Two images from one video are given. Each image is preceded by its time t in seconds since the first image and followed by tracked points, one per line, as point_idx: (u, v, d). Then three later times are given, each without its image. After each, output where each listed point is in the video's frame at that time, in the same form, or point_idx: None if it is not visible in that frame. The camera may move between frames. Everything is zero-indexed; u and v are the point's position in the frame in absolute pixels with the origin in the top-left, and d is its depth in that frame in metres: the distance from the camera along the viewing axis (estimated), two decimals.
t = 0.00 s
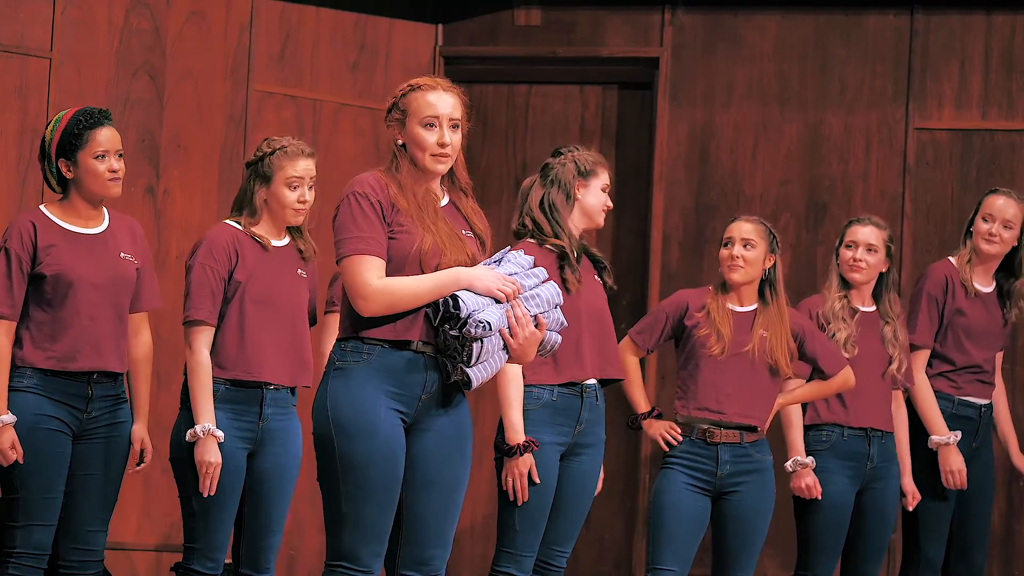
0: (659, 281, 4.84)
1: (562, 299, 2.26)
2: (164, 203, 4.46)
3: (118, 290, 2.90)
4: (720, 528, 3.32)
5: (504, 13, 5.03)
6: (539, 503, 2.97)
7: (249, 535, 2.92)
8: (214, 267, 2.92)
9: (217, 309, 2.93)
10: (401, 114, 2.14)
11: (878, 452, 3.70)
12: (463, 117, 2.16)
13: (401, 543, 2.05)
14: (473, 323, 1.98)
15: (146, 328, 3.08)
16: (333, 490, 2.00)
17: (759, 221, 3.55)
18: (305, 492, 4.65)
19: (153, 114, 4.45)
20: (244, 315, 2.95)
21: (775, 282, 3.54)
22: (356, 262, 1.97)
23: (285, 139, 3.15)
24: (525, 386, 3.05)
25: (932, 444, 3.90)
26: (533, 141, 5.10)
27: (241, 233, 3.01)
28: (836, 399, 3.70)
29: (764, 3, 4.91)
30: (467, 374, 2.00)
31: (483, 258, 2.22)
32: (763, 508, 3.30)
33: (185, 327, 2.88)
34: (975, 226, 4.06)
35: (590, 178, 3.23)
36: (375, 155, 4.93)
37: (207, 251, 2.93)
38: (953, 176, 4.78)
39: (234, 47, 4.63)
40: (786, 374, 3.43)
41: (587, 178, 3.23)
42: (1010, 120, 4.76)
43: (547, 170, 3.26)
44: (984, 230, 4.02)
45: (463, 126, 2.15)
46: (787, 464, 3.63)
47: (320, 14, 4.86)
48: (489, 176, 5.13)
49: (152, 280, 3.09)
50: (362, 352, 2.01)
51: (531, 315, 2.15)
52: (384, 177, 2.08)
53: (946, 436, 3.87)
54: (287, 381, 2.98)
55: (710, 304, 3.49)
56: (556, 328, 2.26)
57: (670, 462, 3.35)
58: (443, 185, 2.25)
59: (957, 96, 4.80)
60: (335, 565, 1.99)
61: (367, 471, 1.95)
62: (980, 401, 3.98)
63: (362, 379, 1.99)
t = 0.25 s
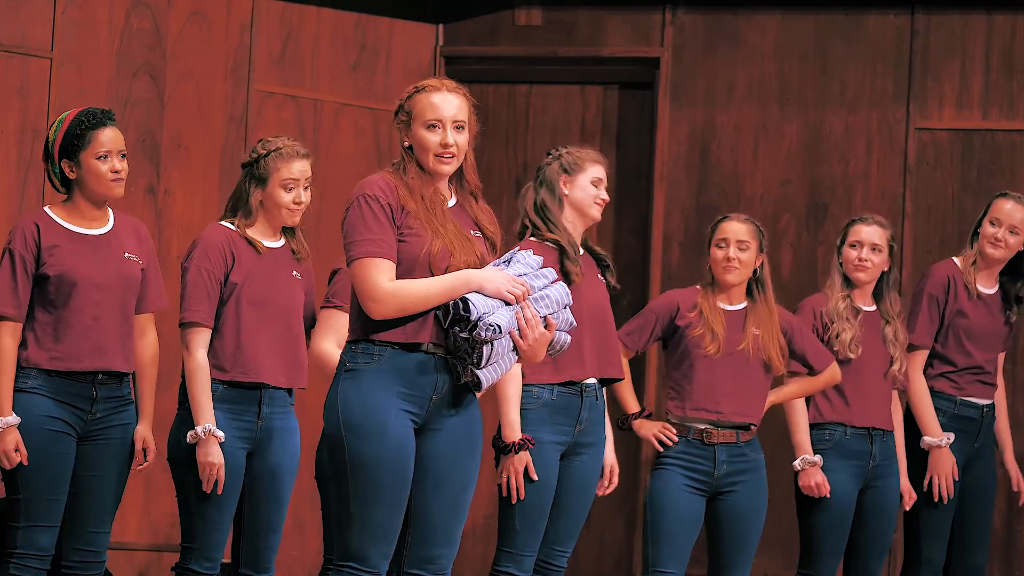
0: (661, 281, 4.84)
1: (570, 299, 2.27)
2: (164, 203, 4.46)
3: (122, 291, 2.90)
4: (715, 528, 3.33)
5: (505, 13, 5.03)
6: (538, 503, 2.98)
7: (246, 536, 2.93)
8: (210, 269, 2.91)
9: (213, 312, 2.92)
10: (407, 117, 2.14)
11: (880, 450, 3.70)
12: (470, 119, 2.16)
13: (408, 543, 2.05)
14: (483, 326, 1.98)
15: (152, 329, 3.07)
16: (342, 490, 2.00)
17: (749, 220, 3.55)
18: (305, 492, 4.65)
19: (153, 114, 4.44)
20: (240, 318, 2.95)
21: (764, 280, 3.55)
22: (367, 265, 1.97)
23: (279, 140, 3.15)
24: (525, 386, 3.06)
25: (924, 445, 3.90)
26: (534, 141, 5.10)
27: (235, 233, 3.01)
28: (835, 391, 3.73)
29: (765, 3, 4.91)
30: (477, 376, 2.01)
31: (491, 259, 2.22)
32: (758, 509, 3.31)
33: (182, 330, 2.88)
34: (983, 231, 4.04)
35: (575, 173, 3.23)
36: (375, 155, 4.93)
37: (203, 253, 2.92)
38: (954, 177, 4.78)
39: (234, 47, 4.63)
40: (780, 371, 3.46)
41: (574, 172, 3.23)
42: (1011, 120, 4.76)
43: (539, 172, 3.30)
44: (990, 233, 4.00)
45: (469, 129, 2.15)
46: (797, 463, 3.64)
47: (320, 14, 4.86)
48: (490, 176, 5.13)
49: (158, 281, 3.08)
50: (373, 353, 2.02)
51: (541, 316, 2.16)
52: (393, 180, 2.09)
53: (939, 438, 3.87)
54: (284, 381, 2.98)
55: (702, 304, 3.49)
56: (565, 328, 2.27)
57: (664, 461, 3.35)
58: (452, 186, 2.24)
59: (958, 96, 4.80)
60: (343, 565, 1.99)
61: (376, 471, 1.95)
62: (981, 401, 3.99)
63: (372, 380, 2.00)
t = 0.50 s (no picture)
0: (661, 281, 4.83)
1: (577, 293, 2.26)
2: (165, 203, 4.45)
3: (124, 291, 2.90)
4: (700, 527, 3.36)
5: (505, 13, 5.03)
6: (536, 501, 2.98)
7: (246, 536, 2.93)
8: (205, 271, 2.91)
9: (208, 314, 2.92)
10: (411, 121, 2.13)
11: (880, 450, 3.71)
12: (474, 127, 2.14)
13: (416, 543, 2.05)
14: (486, 319, 1.98)
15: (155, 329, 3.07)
16: (350, 490, 2.00)
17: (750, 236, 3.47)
18: (305, 493, 4.65)
19: (154, 114, 4.44)
20: (237, 319, 2.95)
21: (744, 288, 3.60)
22: (368, 265, 1.98)
23: (280, 141, 3.14)
24: (522, 384, 3.07)
25: (924, 446, 3.90)
26: (535, 141, 5.10)
27: (230, 235, 3.00)
28: (836, 391, 3.74)
29: (765, 3, 4.91)
30: (486, 371, 2.01)
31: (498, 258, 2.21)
32: (740, 510, 3.35)
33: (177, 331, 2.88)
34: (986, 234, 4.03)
35: (564, 176, 3.25)
36: (376, 155, 4.93)
37: (198, 255, 2.92)
38: (955, 177, 4.78)
39: (234, 47, 4.63)
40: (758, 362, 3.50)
41: (572, 167, 3.25)
42: (1011, 121, 4.76)
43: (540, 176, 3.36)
44: (993, 235, 3.99)
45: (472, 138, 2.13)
46: (800, 467, 3.65)
47: (320, 14, 4.86)
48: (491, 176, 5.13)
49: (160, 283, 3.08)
50: (382, 353, 2.02)
51: (547, 310, 2.16)
52: (394, 181, 2.09)
53: (938, 438, 3.87)
54: (282, 383, 2.98)
55: (689, 306, 3.48)
56: (574, 321, 2.27)
57: (649, 460, 3.36)
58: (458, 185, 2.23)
59: (958, 96, 4.80)
60: (350, 565, 1.99)
61: (385, 471, 1.95)
62: (984, 401, 3.98)
63: (381, 380, 2.00)
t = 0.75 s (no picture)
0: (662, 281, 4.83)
1: (576, 286, 2.25)
2: (165, 203, 4.45)
3: (125, 291, 2.90)
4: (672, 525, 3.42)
5: (505, 13, 5.03)
6: (530, 501, 2.98)
7: (247, 536, 2.93)
8: (202, 273, 2.91)
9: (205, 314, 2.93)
10: (432, 125, 2.10)
11: (878, 452, 3.72)
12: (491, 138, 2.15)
13: (418, 543, 2.05)
14: (481, 318, 1.97)
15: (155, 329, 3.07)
16: (352, 491, 2.00)
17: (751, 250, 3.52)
18: (305, 493, 4.65)
19: (154, 114, 4.44)
20: (234, 320, 2.95)
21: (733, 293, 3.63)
22: (366, 269, 1.99)
23: (276, 140, 3.12)
24: (514, 383, 3.07)
25: (924, 446, 3.90)
26: (535, 141, 5.10)
27: (227, 237, 3.01)
28: (838, 394, 3.73)
29: (765, 3, 4.91)
30: (487, 370, 2.00)
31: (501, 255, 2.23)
32: (711, 511, 3.43)
33: (172, 330, 2.89)
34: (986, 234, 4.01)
35: (568, 181, 3.26)
36: (376, 155, 4.93)
37: (195, 255, 2.93)
38: (955, 176, 4.78)
39: (235, 47, 4.63)
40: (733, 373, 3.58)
41: (575, 171, 3.26)
42: (1011, 121, 4.76)
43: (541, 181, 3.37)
44: (994, 232, 3.98)
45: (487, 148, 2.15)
46: (806, 471, 3.63)
47: (321, 14, 4.86)
48: (491, 176, 5.13)
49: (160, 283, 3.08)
50: (383, 353, 2.02)
51: (545, 305, 2.14)
52: (395, 185, 2.09)
53: (938, 438, 3.87)
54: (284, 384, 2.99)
55: (679, 312, 3.51)
56: (574, 315, 2.25)
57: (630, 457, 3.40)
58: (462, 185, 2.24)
59: (958, 96, 4.80)
60: (351, 565, 1.99)
61: (387, 472, 1.95)
62: (986, 401, 3.98)
63: (383, 381, 2.00)
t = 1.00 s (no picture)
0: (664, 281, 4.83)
1: (575, 279, 2.23)
2: (167, 203, 4.45)
3: (127, 290, 2.91)
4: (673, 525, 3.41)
5: (508, 13, 5.02)
6: (528, 498, 2.99)
7: (250, 536, 2.93)
8: (208, 273, 2.91)
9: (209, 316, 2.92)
10: (441, 127, 2.10)
11: (880, 453, 3.71)
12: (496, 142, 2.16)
13: (419, 544, 2.05)
14: (478, 314, 1.96)
15: (156, 328, 3.08)
16: (354, 491, 2.00)
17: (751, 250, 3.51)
18: (306, 493, 4.65)
19: (156, 114, 4.43)
20: (237, 320, 2.94)
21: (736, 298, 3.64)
22: (367, 266, 1.99)
23: (275, 141, 3.15)
24: (513, 382, 3.08)
25: (925, 442, 3.89)
26: (537, 141, 5.10)
27: (230, 237, 3.01)
28: (841, 395, 3.72)
29: (767, 3, 4.91)
30: (488, 368, 2.00)
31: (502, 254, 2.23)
32: (711, 511, 3.41)
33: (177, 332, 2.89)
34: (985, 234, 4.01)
35: (570, 181, 3.30)
36: (378, 155, 4.93)
37: (200, 258, 2.92)
38: (957, 176, 4.78)
39: (237, 47, 4.63)
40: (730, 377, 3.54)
41: (578, 167, 3.29)
42: (1014, 120, 4.75)
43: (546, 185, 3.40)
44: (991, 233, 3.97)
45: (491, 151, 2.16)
46: (816, 472, 3.61)
47: (323, 15, 4.86)
48: (493, 176, 5.13)
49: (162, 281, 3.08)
50: (385, 354, 2.02)
51: (543, 300, 2.13)
52: (399, 184, 2.09)
53: (940, 435, 3.86)
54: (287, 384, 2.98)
55: (683, 313, 3.51)
56: (574, 308, 2.23)
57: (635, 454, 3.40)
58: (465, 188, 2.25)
59: (960, 96, 4.79)
60: (353, 565, 1.99)
61: (389, 472, 1.95)
62: (988, 401, 3.96)
63: (385, 381, 1.99)
